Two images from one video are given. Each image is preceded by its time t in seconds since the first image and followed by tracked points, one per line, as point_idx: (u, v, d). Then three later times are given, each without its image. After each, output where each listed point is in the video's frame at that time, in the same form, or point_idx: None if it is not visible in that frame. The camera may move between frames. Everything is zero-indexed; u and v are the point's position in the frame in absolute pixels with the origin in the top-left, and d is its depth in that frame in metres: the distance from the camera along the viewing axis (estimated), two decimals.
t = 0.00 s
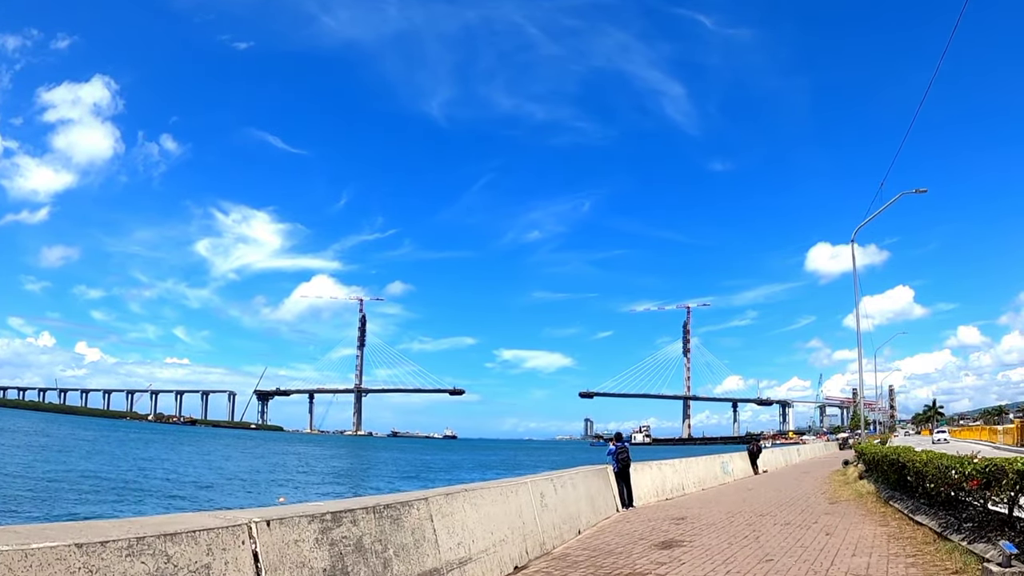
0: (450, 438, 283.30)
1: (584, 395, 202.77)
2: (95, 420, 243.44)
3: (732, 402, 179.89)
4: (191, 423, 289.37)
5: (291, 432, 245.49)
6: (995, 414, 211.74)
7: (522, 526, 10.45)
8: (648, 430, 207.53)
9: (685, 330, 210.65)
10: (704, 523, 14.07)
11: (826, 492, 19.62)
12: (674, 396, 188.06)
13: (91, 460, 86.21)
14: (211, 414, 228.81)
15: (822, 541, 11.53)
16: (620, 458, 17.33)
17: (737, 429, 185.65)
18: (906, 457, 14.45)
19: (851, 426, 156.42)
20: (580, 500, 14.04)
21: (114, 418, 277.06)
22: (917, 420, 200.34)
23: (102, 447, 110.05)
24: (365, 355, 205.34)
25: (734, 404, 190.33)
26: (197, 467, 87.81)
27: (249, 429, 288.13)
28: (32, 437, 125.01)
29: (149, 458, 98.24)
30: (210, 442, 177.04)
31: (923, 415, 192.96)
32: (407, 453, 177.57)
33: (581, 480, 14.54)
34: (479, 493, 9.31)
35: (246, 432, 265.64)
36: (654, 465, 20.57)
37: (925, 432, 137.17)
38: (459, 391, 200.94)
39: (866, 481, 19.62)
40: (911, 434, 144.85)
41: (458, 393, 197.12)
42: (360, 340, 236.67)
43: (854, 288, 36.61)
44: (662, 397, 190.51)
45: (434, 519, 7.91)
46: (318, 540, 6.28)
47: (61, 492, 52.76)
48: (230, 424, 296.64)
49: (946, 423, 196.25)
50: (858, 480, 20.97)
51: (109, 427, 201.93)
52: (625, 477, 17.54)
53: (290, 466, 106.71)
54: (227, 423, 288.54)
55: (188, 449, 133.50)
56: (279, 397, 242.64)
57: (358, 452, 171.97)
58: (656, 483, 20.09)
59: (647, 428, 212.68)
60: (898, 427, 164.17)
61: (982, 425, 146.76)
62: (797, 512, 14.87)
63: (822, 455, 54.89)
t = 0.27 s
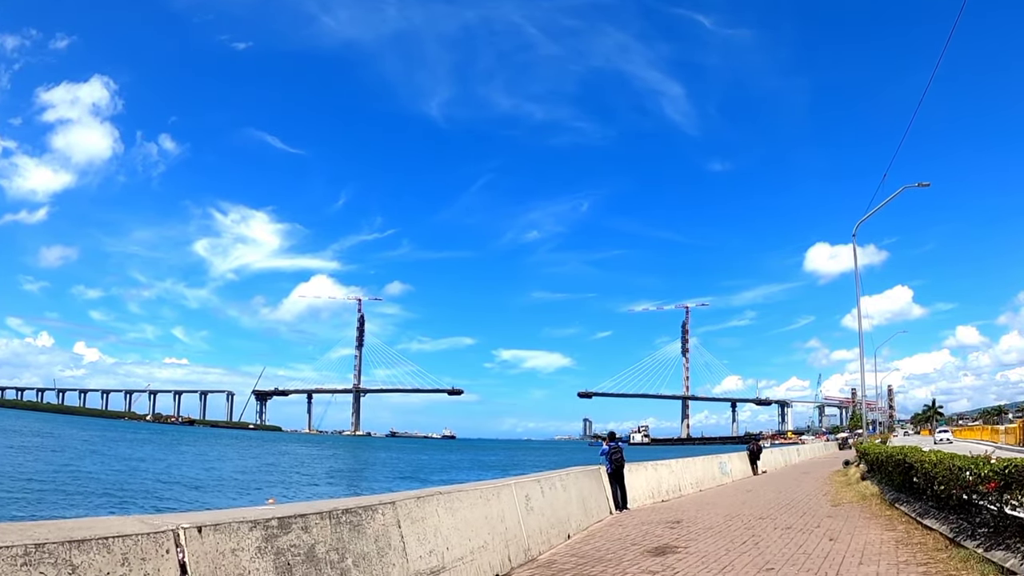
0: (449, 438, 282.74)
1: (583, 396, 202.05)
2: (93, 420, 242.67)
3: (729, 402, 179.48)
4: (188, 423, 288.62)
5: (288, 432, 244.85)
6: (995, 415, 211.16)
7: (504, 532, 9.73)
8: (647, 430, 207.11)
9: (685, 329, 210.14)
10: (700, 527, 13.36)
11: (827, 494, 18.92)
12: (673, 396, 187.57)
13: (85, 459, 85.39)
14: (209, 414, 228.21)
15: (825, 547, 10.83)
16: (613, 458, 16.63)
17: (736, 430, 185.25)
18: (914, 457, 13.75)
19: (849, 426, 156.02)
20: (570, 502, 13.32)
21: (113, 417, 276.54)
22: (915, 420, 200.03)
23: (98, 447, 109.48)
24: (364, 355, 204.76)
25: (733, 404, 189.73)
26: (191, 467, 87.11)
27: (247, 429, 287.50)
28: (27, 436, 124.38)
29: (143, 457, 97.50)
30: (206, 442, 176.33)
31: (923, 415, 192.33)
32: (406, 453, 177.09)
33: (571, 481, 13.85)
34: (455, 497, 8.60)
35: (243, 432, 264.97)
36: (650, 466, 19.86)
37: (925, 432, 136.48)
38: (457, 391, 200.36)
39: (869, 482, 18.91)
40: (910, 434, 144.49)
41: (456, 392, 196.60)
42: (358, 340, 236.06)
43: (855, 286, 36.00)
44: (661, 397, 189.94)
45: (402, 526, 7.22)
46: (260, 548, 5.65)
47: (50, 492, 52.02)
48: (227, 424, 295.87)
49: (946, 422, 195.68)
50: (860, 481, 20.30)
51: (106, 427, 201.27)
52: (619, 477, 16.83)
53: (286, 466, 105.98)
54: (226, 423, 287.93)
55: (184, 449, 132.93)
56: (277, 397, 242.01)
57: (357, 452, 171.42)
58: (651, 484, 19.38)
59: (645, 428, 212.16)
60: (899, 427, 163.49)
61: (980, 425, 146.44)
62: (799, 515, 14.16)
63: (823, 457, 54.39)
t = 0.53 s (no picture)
0: (448, 437, 281.98)
1: (582, 395, 201.22)
2: (90, 420, 241.70)
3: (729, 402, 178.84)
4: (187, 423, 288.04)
5: (287, 432, 244.27)
6: (994, 414, 210.61)
7: (485, 538, 9.08)
8: (646, 430, 206.35)
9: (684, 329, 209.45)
10: (696, 532, 12.70)
11: (829, 496, 18.30)
12: (672, 396, 186.90)
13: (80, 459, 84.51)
14: (207, 415, 227.28)
15: (828, 554, 10.17)
16: (606, 459, 15.98)
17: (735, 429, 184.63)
18: (921, 458, 13.10)
19: (848, 426, 155.43)
20: (559, 505, 12.67)
21: (111, 417, 275.73)
22: (916, 420, 199.28)
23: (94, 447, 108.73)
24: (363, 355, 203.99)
25: (733, 404, 189.01)
26: (188, 466, 86.61)
27: (246, 429, 286.92)
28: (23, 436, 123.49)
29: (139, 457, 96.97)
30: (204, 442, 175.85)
31: (922, 415, 191.70)
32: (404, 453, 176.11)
33: (563, 483, 13.22)
34: (429, 501, 7.96)
35: (242, 432, 264.40)
36: (646, 468, 19.19)
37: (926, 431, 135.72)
38: (456, 392, 199.69)
39: (872, 484, 18.26)
40: (910, 434, 143.84)
41: (454, 392, 196.03)
42: (357, 340, 235.48)
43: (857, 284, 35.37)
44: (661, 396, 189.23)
45: (365, 534, 6.69)
46: (192, 559, 5.17)
47: (41, 491, 51.60)
48: (226, 424, 295.28)
49: (946, 422, 194.91)
50: (864, 482, 19.64)
51: (104, 427, 200.77)
52: (612, 480, 16.18)
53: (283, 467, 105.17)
54: (224, 423, 287.12)
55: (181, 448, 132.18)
56: (276, 397, 241.42)
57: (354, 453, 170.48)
58: (647, 486, 18.72)
59: (645, 428, 211.42)
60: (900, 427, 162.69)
61: (980, 424, 145.87)
62: (800, 519, 13.50)
63: (823, 456, 53.61)
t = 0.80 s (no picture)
0: (449, 438, 281.23)
1: (582, 395, 200.14)
2: (90, 420, 241.08)
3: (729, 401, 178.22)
4: (188, 424, 287.78)
5: (287, 432, 243.88)
6: (995, 414, 209.79)
7: (463, 546, 8.50)
8: (647, 431, 205.60)
9: (684, 328, 208.60)
10: (693, 537, 12.04)
11: (831, 498, 17.65)
12: (673, 396, 186.30)
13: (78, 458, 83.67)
14: (207, 414, 226.69)
15: (832, 562, 9.50)
16: (600, 461, 15.30)
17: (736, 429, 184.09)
18: (929, 459, 12.45)
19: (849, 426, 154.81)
20: (549, 510, 12.03)
21: (111, 418, 275.21)
22: (917, 420, 198.63)
23: (92, 447, 107.98)
24: (362, 354, 203.11)
25: (734, 404, 188.25)
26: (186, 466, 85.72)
27: (247, 429, 286.65)
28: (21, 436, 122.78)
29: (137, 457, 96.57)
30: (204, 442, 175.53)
31: (924, 415, 190.95)
32: (403, 453, 175.25)
33: (553, 486, 12.59)
34: (399, 507, 7.46)
35: (243, 432, 264.09)
36: (642, 469, 18.53)
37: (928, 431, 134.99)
38: (456, 392, 199.18)
39: (877, 486, 17.60)
40: (911, 433, 143.21)
41: (455, 393, 195.56)
42: (357, 340, 234.96)
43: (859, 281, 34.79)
44: (661, 396, 188.51)
45: (320, 543, 6.26)
46: (110, 568, 4.78)
47: (35, 491, 51.26)
48: (227, 425, 294.93)
49: (948, 422, 194.12)
50: (867, 484, 18.99)
51: (103, 427, 200.46)
52: (607, 481, 15.51)
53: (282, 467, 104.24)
54: (224, 424, 286.55)
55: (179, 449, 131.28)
56: (276, 397, 241.06)
57: (354, 453, 169.71)
58: (643, 488, 18.06)
59: (645, 428, 210.92)
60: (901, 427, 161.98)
61: (982, 424, 145.27)
62: (803, 523, 12.84)
63: (826, 457, 52.82)
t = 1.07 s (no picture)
0: (449, 438, 280.61)
1: (582, 394, 199.35)
2: (89, 419, 240.60)
3: (730, 401, 177.51)
4: (188, 424, 287.56)
5: (288, 432, 243.54)
6: (996, 414, 209.05)
7: (441, 553, 7.96)
8: (647, 431, 204.91)
9: (685, 328, 207.92)
10: (689, 542, 11.46)
11: (834, 501, 17.08)
12: (673, 396, 185.78)
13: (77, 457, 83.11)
14: (207, 414, 226.15)
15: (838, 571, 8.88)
16: (594, 461, 14.73)
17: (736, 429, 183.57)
18: (938, 461, 11.88)
19: (849, 426, 154.22)
20: (539, 514, 11.43)
21: (110, 417, 274.72)
22: (918, 420, 197.89)
23: (90, 447, 107.37)
24: (362, 354, 202.44)
25: (734, 404, 187.56)
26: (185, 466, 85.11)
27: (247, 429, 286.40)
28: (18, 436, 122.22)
29: (135, 456, 96.43)
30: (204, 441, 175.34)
31: (924, 415, 190.15)
32: (403, 453, 174.69)
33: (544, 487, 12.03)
34: (368, 512, 6.98)
35: (243, 432, 263.34)
36: (639, 470, 17.98)
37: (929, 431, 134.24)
38: (457, 391, 198.62)
39: (882, 487, 16.99)
40: (913, 434, 142.41)
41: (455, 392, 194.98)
42: (357, 339, 234.42)
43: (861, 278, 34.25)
44: (661, 396, 187.86)
45: (274, 552, 5.90)
46: None
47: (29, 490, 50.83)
48: (228, 425, 294.68)
49: (949, 422, 193.34)
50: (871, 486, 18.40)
51: (103, 426, 200.25)
52: (601, 483, 14.94)
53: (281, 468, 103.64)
54: (224, 423, 286.14)
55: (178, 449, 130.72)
56: (277, 397, 240.77)
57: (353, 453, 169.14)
58: (640, 490, 17.49)
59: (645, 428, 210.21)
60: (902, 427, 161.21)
61: (983, 424, 144.62)
62: (806, 527, 12.27)
63: (827, 458, 52.20)
